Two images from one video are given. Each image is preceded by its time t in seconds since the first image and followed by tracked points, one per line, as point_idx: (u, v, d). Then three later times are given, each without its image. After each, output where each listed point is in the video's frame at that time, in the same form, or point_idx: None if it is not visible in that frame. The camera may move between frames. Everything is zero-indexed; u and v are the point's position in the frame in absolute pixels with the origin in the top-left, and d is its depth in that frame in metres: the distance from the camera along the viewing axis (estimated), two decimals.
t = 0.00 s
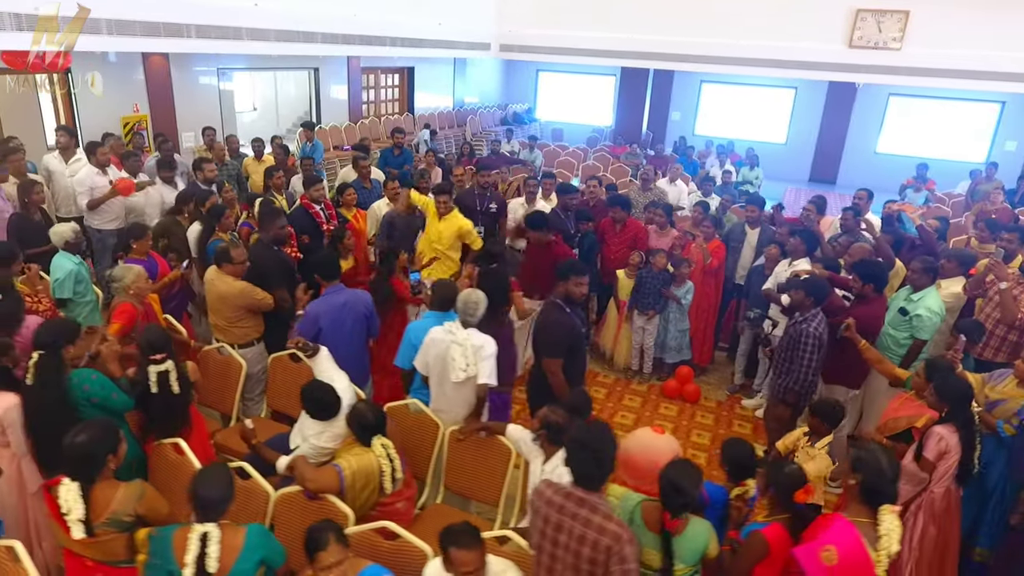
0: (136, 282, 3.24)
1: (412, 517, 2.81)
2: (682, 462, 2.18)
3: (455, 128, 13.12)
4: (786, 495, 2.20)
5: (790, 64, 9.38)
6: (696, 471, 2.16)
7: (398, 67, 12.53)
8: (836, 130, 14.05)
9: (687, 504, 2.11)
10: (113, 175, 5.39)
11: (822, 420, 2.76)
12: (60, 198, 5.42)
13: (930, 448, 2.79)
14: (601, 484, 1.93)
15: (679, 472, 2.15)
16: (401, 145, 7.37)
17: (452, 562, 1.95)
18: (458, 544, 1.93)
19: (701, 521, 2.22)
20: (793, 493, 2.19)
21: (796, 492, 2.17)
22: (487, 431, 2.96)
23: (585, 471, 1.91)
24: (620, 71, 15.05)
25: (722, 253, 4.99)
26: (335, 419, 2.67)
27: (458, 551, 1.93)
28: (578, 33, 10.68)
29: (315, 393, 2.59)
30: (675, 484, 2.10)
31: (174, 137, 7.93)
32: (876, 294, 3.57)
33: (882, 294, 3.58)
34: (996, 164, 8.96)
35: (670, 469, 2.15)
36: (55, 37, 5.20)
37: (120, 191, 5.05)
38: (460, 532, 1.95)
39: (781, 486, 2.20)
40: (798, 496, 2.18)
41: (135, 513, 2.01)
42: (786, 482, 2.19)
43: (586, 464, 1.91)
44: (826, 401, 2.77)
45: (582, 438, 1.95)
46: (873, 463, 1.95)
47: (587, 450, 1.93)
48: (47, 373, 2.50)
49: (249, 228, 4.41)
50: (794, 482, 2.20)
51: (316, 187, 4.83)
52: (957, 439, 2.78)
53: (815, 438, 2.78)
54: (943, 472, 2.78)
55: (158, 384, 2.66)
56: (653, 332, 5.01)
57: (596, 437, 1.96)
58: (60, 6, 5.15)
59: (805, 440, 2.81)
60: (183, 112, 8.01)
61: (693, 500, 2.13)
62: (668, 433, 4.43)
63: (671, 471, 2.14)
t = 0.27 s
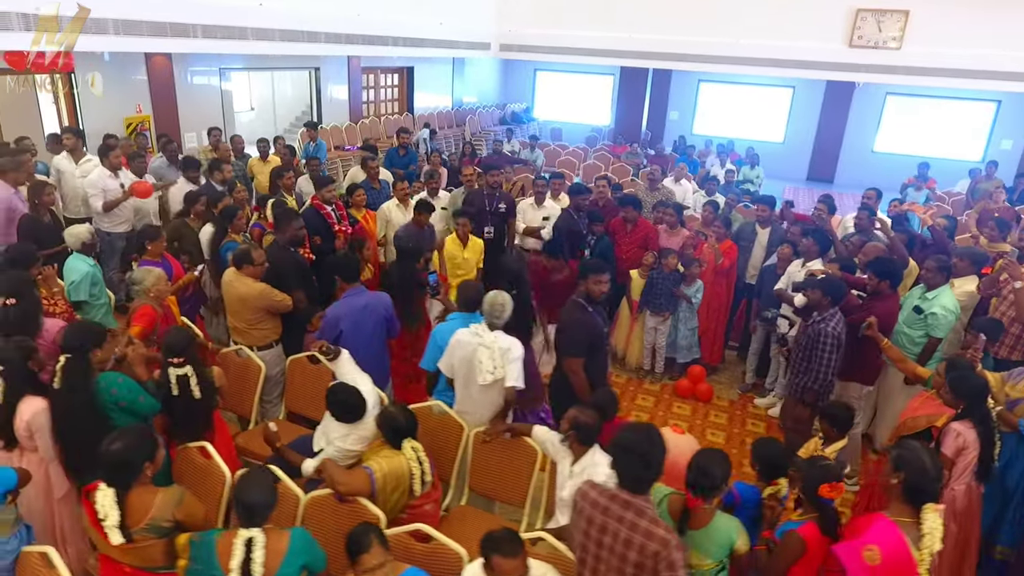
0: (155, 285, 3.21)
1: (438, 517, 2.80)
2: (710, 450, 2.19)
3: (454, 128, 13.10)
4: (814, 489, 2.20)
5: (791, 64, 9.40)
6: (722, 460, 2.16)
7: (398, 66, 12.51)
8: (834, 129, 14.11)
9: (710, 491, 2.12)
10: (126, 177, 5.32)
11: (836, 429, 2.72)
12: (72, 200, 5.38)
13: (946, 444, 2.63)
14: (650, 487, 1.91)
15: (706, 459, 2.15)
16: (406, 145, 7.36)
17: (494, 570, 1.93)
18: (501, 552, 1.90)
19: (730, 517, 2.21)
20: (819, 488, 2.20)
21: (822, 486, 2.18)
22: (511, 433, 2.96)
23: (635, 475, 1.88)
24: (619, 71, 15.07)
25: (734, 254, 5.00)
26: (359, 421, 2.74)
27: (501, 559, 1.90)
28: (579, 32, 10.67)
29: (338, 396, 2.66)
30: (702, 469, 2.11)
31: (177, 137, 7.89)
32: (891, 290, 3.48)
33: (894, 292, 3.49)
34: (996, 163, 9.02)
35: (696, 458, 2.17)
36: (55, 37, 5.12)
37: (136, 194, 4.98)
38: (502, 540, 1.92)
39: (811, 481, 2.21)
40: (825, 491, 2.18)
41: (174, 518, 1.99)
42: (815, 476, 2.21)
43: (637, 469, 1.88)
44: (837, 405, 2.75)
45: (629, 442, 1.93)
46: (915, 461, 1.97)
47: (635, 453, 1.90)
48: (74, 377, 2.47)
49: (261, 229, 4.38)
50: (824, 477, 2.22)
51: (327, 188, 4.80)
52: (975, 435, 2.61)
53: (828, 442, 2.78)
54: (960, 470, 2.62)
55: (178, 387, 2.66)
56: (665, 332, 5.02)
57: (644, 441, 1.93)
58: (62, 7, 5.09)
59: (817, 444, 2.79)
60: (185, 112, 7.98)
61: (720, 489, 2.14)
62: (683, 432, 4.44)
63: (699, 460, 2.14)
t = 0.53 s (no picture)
0: (169, 286, 3.20)
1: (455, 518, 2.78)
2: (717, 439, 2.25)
3: (453, 127, 13.09)
4: (832, 483, 2.22)
5: (791, 63, 9.41)
6: (733, 450, 2.21)
7: (397, 65, 12.49)
8: (832, 128, 14.16)
9: (720, 477, 2.14)
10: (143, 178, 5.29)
11: (848, 434, 2.62)
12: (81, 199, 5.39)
13: (961, 440, 2.61)
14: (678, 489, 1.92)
15: (719, 447, 2.20)
16: (409, 144, 7.34)
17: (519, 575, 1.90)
18: (528, 557, 1.88)
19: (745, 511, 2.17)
20: (838, 484, 2.21)
21: (839, 481, 2.20)
22: (527, 433, 2.95)
23: (662, 475, 1.89)
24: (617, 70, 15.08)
25: (742, 254, 5.00)
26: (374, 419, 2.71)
27: (526, 563, 1.88)
28: (579, 31, 10.66)
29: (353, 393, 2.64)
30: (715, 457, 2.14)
31: (177, 137, 7.86)
32: (901, 289, 3.49)
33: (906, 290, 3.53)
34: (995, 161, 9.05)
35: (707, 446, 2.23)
36: (55, 37, 5.11)
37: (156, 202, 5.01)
38: (528, 544, 1.90)
39: (831, 474, 2.24)
40: (843, 484, 2.20)
41: (198, 521, 1.97)
42: (835, 469, 2.24)
43: (665, 469, 1.89)
44: (849, 411, 2.66)
45: (654, 441, 1.95)
46: (937, 458, 1.98)
47: (662, 453, 1.92)
48: (93, 379, 2.46)
49: (269, 230, 4.37)
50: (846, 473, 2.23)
51: (334, 188, 4.79)
52: (989, 433, 2.60)
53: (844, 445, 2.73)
54: (975, 466, 2.59)
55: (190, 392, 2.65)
56: (672, 331, 5.03)
57: (671, 441, 1.95)
58: (61, 7, 5.06)
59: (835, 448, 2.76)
60: (186, 111, 7.95)
61: (734, 478, 2.18)
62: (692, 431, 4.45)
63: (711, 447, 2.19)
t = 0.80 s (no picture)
0: (175, 286, 3.20)
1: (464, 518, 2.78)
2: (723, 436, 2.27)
3: (452, 126, 13.07)
4: (844, 480, 2.21)
5: (790, 62, 9.40)
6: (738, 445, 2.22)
7: (396, 64, 12.48)
8: (830, 127, 14.19)
9: (723, 468, 2.16)
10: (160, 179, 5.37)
11: (856, 435, 2.59)
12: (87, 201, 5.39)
13: (973, 433, 2.64)
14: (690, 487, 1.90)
15: (726, 442, 2.22)
16: (410, 143, 7.33)
17: None
18: (542, 561, 1.90)
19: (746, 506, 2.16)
20: (850, 480, 2.21)
21: (852, 477, 2.19)
22: (537, 433, 2.96)
23: (674, 475, 1.88)
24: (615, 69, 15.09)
25: (745, 253, 4.99)
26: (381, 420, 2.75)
27: (539, 565, 1.90)
28: (577, 31, 10.65)
29: (359, 398, 2.66)
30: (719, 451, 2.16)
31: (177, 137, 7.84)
32: (907, 287, 3.48)
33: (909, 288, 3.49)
34: (993, 160, 9.07)
35: (713, 441, 2.26)
36: (55, 37, 5.07)
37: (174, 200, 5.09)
38: (543, 549, 1.92)
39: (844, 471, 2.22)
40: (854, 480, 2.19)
41: (211, 522, 1.96)
42: (846, 466, 2.22)
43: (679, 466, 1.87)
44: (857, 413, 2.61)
45: (668, 440, 1.93)
46: (951, 456, 1.99)
47: (674, 451, 1.90)
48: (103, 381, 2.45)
49: (273, 230, 4.36)
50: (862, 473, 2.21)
51: (337, 188, 4.79)
52: (1002, 428, 2.63)
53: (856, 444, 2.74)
54: (986, 462, 2.61)
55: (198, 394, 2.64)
56: (675, 329, 5.05)
57: (684, 439, 1.93)
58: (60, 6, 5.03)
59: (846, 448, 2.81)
60: (186, 111, 7.93)
61: (739, 471, 2.21)
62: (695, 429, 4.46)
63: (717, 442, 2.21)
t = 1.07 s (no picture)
0: (187, 287, 3.19)
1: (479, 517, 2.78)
2: (735, 432, 2.32)
3: (453, 126, 13.06)
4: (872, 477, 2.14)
5: (791, 61, 9.41)
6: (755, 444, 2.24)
7: (397, 63, 12.47)
8: (830, 126, 14.21)
9: (739, 464, 2.13)
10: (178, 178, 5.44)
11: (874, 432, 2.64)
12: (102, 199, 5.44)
13: (993, 433, 2.63)
14: (712, 486, 1.88)
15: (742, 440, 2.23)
16: (413, 143, 7.33)
17: None
18: (566, 567, 1.87)
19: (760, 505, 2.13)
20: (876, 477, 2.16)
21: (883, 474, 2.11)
22: (552, 433, 2.95)
23: (692, 473, 1.87)
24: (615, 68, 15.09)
25: (752, 252, 4.98)
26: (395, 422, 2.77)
27: (564, 571, 1.88)
28: (578, 30, 10.65)
29: (376, 399, 2.66)
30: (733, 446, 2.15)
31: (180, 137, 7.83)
32: (919, 285, 3.48)
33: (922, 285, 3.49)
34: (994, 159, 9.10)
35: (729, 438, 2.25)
36: (55, 36, 5.00)
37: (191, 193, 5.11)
38: (567, 553, 1.90)
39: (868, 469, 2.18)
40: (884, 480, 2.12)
41: (234, 524, 1.94)
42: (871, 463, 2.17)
43: (700, 463, 1.87)
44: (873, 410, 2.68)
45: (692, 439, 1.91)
46: (973, 453, 1.99)
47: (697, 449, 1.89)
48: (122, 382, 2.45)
49: (281, 230, 4.36)
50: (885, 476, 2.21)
51: (345, 188, 4.78)
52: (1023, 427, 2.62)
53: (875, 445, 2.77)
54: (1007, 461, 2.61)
55: (214, 395, 2.63)
56: (683, 329, 5.05)
57: (707, 438, 1.91)
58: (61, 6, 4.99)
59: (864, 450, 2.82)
60: (189, 111, 7.92)
61: (755, 467, 2.23)
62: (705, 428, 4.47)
63: (735, 438, 2.23)
